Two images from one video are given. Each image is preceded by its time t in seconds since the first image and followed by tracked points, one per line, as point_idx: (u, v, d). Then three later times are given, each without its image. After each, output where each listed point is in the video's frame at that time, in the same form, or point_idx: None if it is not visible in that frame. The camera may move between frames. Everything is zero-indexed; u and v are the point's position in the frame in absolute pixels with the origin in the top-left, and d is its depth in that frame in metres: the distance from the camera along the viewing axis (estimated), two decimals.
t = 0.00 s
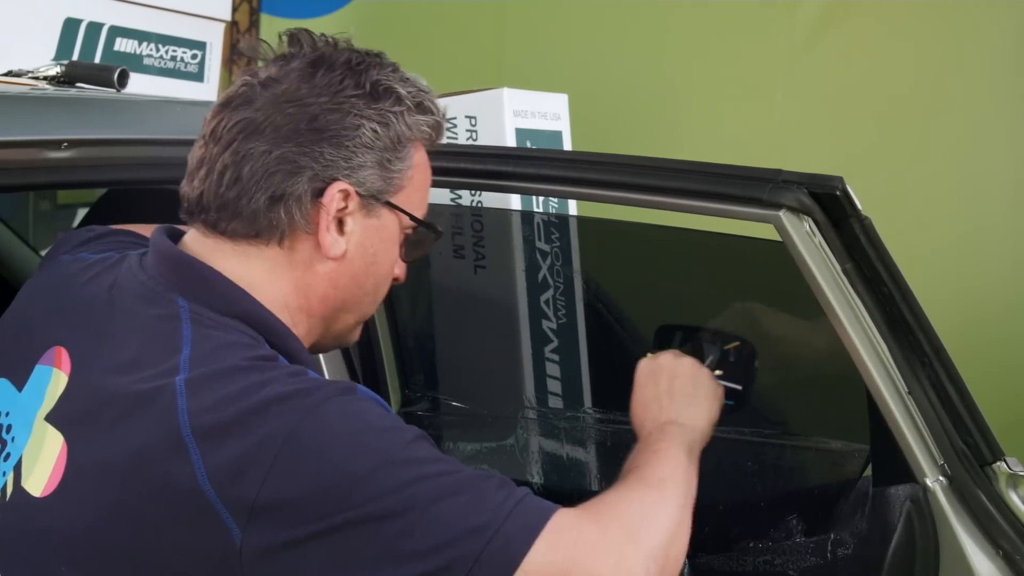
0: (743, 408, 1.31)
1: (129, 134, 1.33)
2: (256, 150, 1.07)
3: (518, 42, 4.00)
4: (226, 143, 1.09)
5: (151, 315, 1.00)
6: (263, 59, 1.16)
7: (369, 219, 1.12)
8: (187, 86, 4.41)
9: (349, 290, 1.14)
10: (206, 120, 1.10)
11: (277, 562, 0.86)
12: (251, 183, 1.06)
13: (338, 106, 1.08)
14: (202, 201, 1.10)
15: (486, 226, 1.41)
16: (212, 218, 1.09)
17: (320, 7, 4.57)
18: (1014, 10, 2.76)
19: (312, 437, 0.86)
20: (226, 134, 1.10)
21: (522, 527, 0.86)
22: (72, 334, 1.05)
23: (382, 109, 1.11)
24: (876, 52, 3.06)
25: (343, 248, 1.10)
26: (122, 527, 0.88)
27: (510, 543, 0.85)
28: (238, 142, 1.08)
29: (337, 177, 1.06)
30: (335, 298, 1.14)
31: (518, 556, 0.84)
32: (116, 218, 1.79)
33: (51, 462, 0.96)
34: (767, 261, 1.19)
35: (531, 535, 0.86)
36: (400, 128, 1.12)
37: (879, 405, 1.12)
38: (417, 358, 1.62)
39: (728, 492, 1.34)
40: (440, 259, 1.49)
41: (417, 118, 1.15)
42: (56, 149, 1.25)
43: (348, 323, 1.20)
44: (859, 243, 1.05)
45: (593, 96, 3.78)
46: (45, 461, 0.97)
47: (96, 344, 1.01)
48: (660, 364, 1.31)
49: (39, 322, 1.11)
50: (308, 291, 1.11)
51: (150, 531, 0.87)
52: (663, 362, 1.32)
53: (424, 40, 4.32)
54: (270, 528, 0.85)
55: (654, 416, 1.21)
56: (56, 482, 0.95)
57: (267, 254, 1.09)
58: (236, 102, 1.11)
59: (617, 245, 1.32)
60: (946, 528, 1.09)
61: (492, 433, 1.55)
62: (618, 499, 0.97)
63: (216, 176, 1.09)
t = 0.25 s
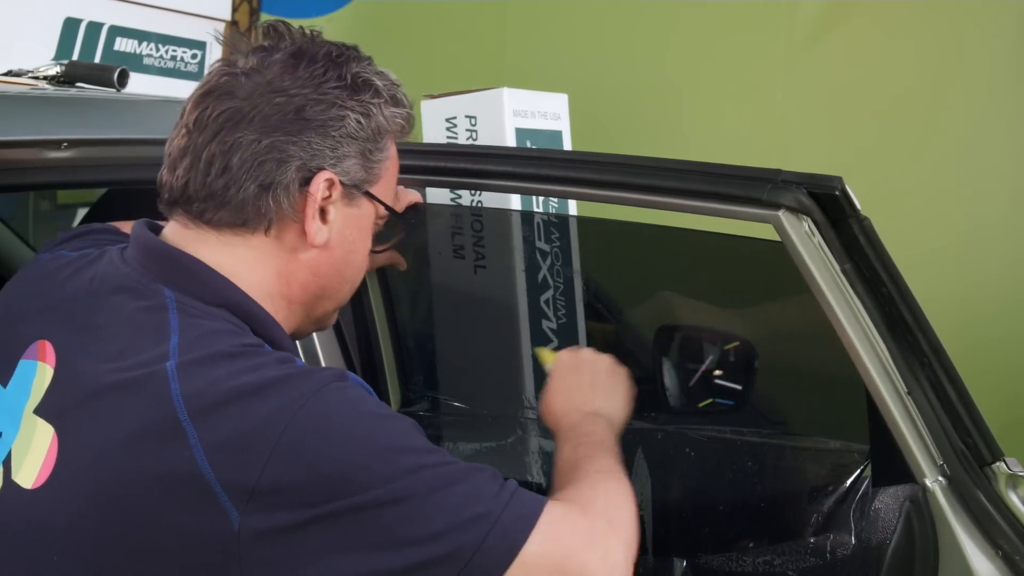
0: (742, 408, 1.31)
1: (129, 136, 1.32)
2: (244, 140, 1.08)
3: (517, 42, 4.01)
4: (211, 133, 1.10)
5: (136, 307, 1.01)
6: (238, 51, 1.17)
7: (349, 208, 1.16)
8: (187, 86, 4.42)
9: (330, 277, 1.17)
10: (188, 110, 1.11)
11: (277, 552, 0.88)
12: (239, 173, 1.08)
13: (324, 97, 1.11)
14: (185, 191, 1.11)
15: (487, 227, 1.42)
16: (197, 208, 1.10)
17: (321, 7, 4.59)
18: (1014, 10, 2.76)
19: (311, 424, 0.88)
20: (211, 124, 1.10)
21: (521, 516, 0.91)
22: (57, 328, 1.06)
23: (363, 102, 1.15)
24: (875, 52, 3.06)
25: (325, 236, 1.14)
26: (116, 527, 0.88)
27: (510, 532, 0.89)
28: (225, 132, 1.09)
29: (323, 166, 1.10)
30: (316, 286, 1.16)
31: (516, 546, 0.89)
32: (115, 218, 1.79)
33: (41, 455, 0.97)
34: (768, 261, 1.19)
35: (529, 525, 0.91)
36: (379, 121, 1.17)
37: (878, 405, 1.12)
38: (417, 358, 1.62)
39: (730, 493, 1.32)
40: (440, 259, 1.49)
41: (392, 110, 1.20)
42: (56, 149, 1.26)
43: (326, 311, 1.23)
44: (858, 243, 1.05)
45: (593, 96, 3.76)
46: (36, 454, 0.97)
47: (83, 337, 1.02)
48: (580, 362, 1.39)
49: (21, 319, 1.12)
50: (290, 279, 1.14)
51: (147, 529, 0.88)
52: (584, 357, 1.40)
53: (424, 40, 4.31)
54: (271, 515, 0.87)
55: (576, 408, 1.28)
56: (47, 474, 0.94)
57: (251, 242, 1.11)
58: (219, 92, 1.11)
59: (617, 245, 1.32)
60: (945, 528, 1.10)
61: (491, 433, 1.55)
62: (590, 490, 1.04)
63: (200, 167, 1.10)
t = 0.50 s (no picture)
0: (742, 408, 1.31)
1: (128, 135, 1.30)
2: (240, 136, 1.07)
3: (517, 42, 4.01)
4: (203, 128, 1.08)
5: (122, 296, 1.01)
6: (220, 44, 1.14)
7: (332, 203, 1.17)
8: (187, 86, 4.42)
9: (311, 270, 1.18)
10: (178, 105, 1.08)
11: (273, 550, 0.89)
12: (236, 169, 1.06)
13: (316, 95, 1.11)
14: (175, 187, 1.08)
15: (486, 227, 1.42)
16: (188, 203, 1.08)
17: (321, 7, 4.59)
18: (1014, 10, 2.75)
19: (301, 415, 0.89)
20: (203, 119, 1.08)
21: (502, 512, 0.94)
22: (42, 322, 1.05)
23: (350, 100, 1.15)
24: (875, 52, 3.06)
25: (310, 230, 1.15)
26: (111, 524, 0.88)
27: (493, 524, 0.92)
28: (219, 128, 1.07)
29: (314, 163, 1.11)
30: (297, 279, 1.18)
31: (496, 544, 0.92)
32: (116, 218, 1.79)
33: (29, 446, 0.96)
34: (769, 261, 1.19)
35: (508, 519, 0.94)
36: (363, 120, 1.18)
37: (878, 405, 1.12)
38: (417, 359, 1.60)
39: (732, 492, 1.31)
40: (440, 260, 1.50)
41: (373, 108, 1.21)
42: (56, 149, 1.26)
43: (303, 303, 1.24)
44: (858, 244, 1.06)
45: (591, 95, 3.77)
46: (24, 444, 0.97)
47: (70, 330, 1.02)
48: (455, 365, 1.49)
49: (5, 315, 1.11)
50: (274, 272, 1.14)
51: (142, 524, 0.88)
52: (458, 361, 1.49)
53: (423, 40, 4.31)
54: (265, 505, 0.88)
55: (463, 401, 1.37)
56: (35, 467, 0.94)
57: (239, 236, 1.11)
58: (209, 86, 1.09)
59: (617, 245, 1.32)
60: (945, 528, 1.09)
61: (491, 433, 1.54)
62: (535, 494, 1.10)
63: (192, 162, 1.08)
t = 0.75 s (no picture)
0: (743, 408, 1.31)
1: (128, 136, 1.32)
2: (237, 122, 1.06)
3: (517, 42, 4.01)
4: (200, 114, 1.07)
5: (110, 285, 1.02)
6: (208, 34, 1.14)
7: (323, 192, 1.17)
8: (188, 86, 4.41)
9: (301, 260, 1.18)
10: (173, 91, 1.07)
11: (264, 548, 0.88)
12: (233, 155, 1.06)
13: (309, 83, 1.12)
14: (170, 173, 1.08)
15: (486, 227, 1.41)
16: (183, 190, 1.07)
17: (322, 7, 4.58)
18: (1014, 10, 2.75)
19: (282, 417, 0.88)
20: (198, 106, 1.07)
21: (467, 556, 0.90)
22: (29, 314, 1.05)
23: (339, 90, 1.17)
24: (875, 52, 3.05)
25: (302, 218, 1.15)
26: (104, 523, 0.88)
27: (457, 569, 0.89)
28: (214, 114, 1.07)
29: (308, 150, 1.11)
30: (288, 268, 1.17)
31: None
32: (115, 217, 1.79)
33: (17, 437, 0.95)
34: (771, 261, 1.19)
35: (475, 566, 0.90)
36: (351, 110, 1.19)
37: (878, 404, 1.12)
38: (417, 358, 1.61)
39: (730, 493, 1.32)
40: (440, 260, 1.49)
41: (359, 100, 1.22)
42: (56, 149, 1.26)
43: (290, 294, 1.23)
44: (859, 243, 1.06)
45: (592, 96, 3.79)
46: (12, 436, 0.96)
47: (56, 321, 1.02)
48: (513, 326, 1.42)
49: None
50: (266, 260, 1.14)
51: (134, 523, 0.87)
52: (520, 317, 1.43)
53: (423, 40, 4.30)
54: (251, 501, 0.86)
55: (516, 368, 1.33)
56: (24, 456, 0.93)
57: (233, 223, 1.10)
58: (204, 73, 1.08)
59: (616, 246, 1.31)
60: (946, 528, 1.09)
61: (491, 432, 1.54)
62: (509, 525, 1.00)
63: (188, 149, 1.07)
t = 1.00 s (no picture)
0: (743, 408, 1.31)
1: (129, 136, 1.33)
2: (237, 102, 1.04)
3: (517, 41, 4.01)
4: (202, 92, 1.06)
5: (99, 267, 0.98)
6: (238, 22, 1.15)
7: (330, 192, 1.11)
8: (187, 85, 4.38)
9: (299, 260, 1.11)
10: (183, 69, 1.07)
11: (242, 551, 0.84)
12: (228, 134, 1.04)
13: (322, 77, 1.08)
14: (168, 147, 1.07)
15: (486, 226, 1.41)
16: (178, 164, 1.06)
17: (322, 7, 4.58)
18: (1012, 9, 2.76)
19: (264, 412, 0.83)
20: (203, 85, 1.06)
21: None
22: (22, 301, 1.03)
23: (359, 90, 1.12)
24: (874, 51, 3.06)
25: (302, 214, 1.09)
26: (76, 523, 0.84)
27: None
28: (216, 93, 1.05)
29: (310, 142, 1.06)
30: (284, 267, 1.10)
31: None
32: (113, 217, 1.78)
33: None
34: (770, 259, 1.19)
35: None
36: (370, 113, 1.14)
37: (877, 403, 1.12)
38: (416, 358, 1.60)
39: (729, 492, 1.32)
40: (440, 259, 1.49)
41: (385, 106, 1.17)
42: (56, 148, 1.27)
43: (290, 296, 1.16)
44: (859, 243, 1.06)
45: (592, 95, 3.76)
46: None
47: (44, 306, 0.99)
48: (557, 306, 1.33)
49: None
50: (260, 254, 1.08)
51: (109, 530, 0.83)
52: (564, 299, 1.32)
53: (423, 40, 4.30)
54: (220, 503, 0.81)
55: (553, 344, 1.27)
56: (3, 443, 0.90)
57: (229, 209, 1.06)
58: (217, 53, 1.08)
59: (616, 246, 1.32)
60: (945, 528, 1.10)
61: (491, 433, 1.55)
62: (472, 562, 0.93)
63: (186, 126, 1.06)
